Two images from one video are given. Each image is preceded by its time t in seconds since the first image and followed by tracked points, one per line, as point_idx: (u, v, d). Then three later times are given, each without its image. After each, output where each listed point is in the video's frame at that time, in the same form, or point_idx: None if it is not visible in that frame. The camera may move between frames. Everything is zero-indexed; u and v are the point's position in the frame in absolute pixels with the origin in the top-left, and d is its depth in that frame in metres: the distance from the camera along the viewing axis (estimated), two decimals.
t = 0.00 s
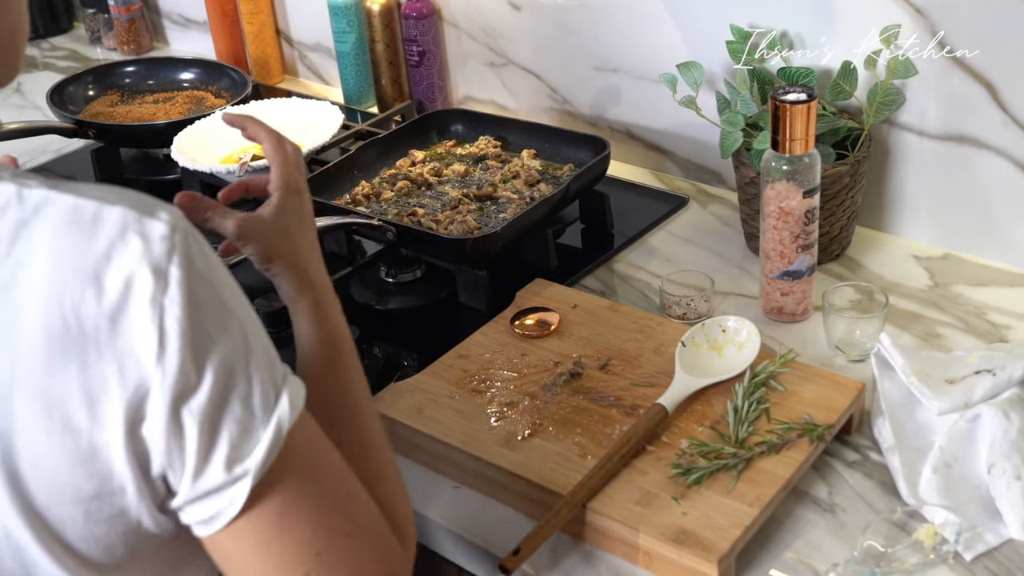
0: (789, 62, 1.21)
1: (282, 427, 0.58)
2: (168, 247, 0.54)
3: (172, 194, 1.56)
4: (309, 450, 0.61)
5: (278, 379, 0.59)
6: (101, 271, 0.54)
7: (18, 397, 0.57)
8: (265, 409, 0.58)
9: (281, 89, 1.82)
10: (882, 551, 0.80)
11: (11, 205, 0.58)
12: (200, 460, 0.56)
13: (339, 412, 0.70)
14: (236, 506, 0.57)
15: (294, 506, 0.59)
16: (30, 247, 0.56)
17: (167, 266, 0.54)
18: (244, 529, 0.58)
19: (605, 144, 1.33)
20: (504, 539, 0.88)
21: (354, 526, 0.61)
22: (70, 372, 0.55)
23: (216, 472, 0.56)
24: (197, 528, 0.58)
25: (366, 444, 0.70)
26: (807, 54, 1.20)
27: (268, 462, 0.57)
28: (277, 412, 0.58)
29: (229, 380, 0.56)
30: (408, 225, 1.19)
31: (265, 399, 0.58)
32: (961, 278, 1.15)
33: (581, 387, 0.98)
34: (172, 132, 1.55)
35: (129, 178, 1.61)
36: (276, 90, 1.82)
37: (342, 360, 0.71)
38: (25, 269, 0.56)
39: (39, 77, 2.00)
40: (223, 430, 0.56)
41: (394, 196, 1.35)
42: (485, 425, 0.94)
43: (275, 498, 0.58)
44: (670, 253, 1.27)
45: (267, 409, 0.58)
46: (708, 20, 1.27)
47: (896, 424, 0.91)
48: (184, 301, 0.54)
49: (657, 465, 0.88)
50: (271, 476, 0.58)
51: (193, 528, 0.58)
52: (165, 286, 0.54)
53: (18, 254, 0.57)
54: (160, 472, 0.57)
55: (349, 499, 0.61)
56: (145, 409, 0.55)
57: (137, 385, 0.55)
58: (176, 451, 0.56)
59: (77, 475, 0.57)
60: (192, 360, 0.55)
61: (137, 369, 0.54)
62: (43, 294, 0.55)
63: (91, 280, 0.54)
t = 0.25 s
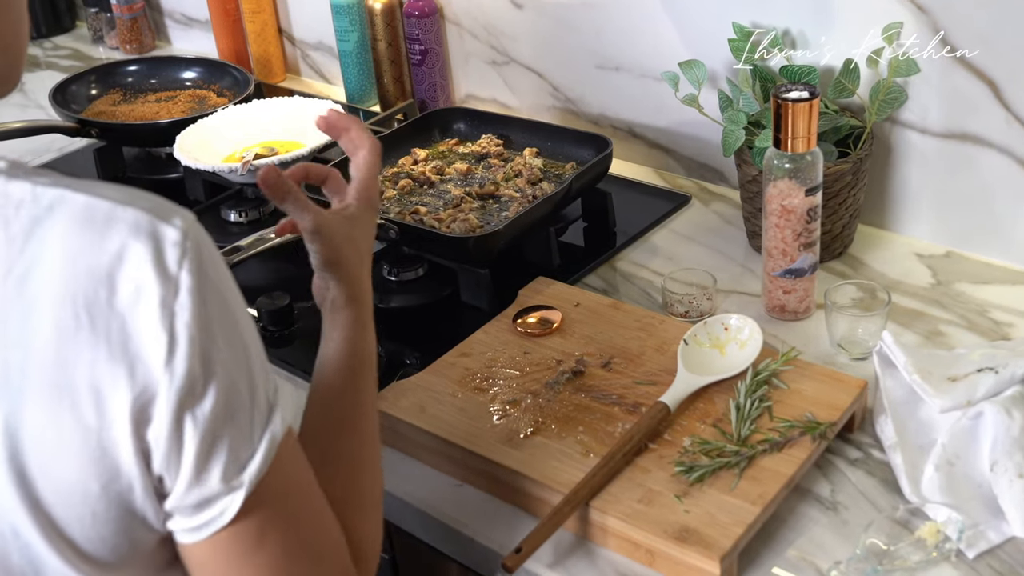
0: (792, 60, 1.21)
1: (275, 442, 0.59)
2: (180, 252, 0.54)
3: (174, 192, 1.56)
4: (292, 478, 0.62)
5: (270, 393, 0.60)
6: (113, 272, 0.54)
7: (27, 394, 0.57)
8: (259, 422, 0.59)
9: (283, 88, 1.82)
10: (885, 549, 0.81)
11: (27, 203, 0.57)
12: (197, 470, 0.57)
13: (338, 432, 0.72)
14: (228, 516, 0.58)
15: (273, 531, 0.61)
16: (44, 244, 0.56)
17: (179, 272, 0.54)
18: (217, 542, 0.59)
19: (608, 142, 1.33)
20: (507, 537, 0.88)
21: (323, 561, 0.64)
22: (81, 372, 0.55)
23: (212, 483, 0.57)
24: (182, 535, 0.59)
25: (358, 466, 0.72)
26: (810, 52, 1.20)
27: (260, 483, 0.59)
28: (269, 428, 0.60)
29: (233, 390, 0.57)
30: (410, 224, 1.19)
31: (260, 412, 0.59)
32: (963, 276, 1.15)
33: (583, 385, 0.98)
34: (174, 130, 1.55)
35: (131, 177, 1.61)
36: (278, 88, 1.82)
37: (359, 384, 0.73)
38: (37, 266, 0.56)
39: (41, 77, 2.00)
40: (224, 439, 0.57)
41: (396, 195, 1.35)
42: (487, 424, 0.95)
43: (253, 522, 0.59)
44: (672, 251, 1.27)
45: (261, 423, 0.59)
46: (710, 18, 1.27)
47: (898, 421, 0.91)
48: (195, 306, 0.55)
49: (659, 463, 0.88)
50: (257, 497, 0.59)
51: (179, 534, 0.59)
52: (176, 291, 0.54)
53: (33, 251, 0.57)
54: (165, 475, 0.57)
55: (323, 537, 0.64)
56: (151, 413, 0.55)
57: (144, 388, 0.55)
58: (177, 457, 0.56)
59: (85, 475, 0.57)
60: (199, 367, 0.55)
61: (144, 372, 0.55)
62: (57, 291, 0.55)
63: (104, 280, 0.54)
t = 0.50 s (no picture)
0: (793, 59, 1.21)
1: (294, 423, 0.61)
2: (187, 252, 0.54)
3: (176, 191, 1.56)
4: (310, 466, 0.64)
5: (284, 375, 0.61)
6: (120, 273, 0.54)
7: (34, 398, 0.57)
8: (278, 406, 0.60)
9: (285, 87, 1.82)
10: (886, 546, 0.81)
11: (30, 204, 0.58)
12: (221, 464, 0.58)
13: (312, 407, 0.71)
14: (262, 500, 0.60)
15: (300, 512, 0.63)
16: (48, 247, 0.56)
17: (187, 271, 0.54)
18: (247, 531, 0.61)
19: (610, 141, 1.33)
20: (509, 534, 0.88)
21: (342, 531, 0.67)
22: (88, 374, 0.55)
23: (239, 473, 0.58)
24: (212, 526, 0.61)
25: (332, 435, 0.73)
26: (811, 50, 1.20)
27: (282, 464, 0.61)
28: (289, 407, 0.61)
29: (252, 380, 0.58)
30: (412, 222, 1.19)
31: (277, 397, 0.60)
32: (965, 274, 1.15)
33: (585, 383, 0.98)
34: (176, 129, 1.55)
35: (133, 176, 1.61)
36: (280, 87, 1.82)
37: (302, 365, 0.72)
38: (42, 269, 0.56)
39: (43, 76, 2.00)
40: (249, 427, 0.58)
41: (398, 193, 1.35)
42: (489, 421, 0.95)
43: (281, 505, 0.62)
44: (674, 249, 1.27)
45: (279, 405, 0.60)
46: (711, 16, 1.26)
47: (900, 419, 0.91)
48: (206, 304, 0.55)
49: (661, 461, 0.88)
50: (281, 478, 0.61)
51: (210, 525, 0.61)
52: (187, 289, 0.54)
53: (36, 253, 0.57)
54: (182, 473, 0.58)
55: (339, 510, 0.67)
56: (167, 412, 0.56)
57: (156, 388, 0.55)
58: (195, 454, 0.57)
59: (94, 474, 0.58)
60: (215, 362, 0.56)
61: (155, 372, 0.55)
62: (61, 294, 0.55)
63: (110, 281, 0.54)
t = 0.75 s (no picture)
0: (794, 57, 1.21)
1: (291, 423, 0.61)
2: (186, 242, 0.55)
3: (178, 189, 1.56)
4: (309, 464, 0.63)
5: (283, 376, 0.62)
6: (118, 263, 0.54)
7: (33, 389, 0.56)
8: (274, 407, 0.60)
9: (286, 85, 1.82)
10: (888, 544, 0.81)
11: (28, 196, 0.57)
12: (215, 458, 0.57)
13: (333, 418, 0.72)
14: (250, 500, 0.59)
15: (298, 512, 0.62)
16: (46, 237, 0.56)
17: (184, 261, 0.55)
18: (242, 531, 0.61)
19: (611, 139, 1.33)
20: (509, 532, 0.88)
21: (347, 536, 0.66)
22: (86, 364, 0.55)
23: (232, 468, 0.58)
24: (203, 523, 0.60)
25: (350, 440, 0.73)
26: (812, 48, 1.20)
27: (279, 463, 0.61)
28: (285, 409, 0.61)
29: (246, 376, 0.58)
30: (413, 220, 1.19)
31: (275, 396, 0.61)
32: (966, 272, 1.15)
33: (586, 381, 0.98)
34: (177, 128, 1.55)
35: (134, 174, 1.61)
36: (281, 85, 1.82)
37: (337, 369, 0.75)
38: (43, 260, 0.56)
39: (44, 74, 2.00)
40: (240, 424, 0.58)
41: (399, 190, 1.35)
42: (489, 420, 0.95)
43: (278, 503, 0.61)
44: (675, 247, 1.27)
45: (275, 407, 0.61)
46: (712, 14, 1.26)
47: (901, 417, 0.91)
48: (203, 295, 0.55)
49: (662, 459, 0.88)
50: (278, 477, 0.61)
51: (201, 522, 0.60)
52: (184, 280, 0.55)
53: (35, 244, 0.56)
54: (178, 465, 0.57)
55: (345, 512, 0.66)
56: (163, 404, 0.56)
57: (153, 378, 0.55)
58: (193, 446, 0.57)
59: (94, 466, 0.57)
60: (211, 355, 0.56)
61: (153, 363, 0.55)
62: (61, 284, 0.55)
63: (109, 271, 0.54)
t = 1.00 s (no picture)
0: (794, 55, 1.21)
1: (286, 431, 0.60)
2: (188, 244, 0.54)
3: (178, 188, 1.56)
4: (301, 473, 0.63)
5: (281, 384, 0.61)
6: (120, 263, 0.54)
7: (36, 387, 0.57)
8: (270, 415, 0.60)
9: (286, 84, 1.82)
10: (888, 542, 0.81)
11: (32, 195, 0.57)
12: (209, 461, 0.57)
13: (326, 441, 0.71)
14: (241, 505, 0.59)
15: (283, 524, 0.62)
16: (50, 235, 0.56)
17: (186, 263, 0.54)
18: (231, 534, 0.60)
19: (611, 137, 1.33)
20: (510, 531, 0.88)
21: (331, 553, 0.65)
22: (88, 363, 0.55)
23: (224, 473, 0.58)
24: (195, 525, 0.60)
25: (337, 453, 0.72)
26: (812, 46, 1.20)
27: (272, 472, 0.60)
28: (281, 418, 0.60)
29: (245, 382, 0.57)
30: (413, 218, 1.18)
31: (272, 404, 0.60)
32: (966, 270, 1.15)
33: (586, 380, 0.98)
34: (177, 126, 1.55)
35: (134, 173, 1.61)
36: (281, 84, 1.82)
37: (323, 394, 0.73)
38: (45, 261, 0.55)
39: (45, 73, 2.00)
40: (235, 431, 0.57)
41: (399, 189, 1.35)
42: (489, 418, 0.95)
43: (264, 513, 0.60)
44: (675, 245, 1.27)
45: (272, 414, 0.60)
46: (713, 12, 1.26)
47: (901, 415, 0.91)
48: (203, 298, 0.55)
49: (662, 457, 0.88)
50: (268, 488, 0.60)
51: (192, 524, 0.60)
52: (185, 282, 0.54)
53: (39, 243, 0.56)
54: (175, 465, 0.58)
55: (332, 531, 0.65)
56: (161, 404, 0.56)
57: (153, 378, 0.55)
58: (189, 449, 0.57)
59: (94, 464, 0.57)
60: (210, 359, 0.56)
61: (153, 365, 0.55)
62: (63, 284, 0.55)
63: (110, 271, 0.54)
